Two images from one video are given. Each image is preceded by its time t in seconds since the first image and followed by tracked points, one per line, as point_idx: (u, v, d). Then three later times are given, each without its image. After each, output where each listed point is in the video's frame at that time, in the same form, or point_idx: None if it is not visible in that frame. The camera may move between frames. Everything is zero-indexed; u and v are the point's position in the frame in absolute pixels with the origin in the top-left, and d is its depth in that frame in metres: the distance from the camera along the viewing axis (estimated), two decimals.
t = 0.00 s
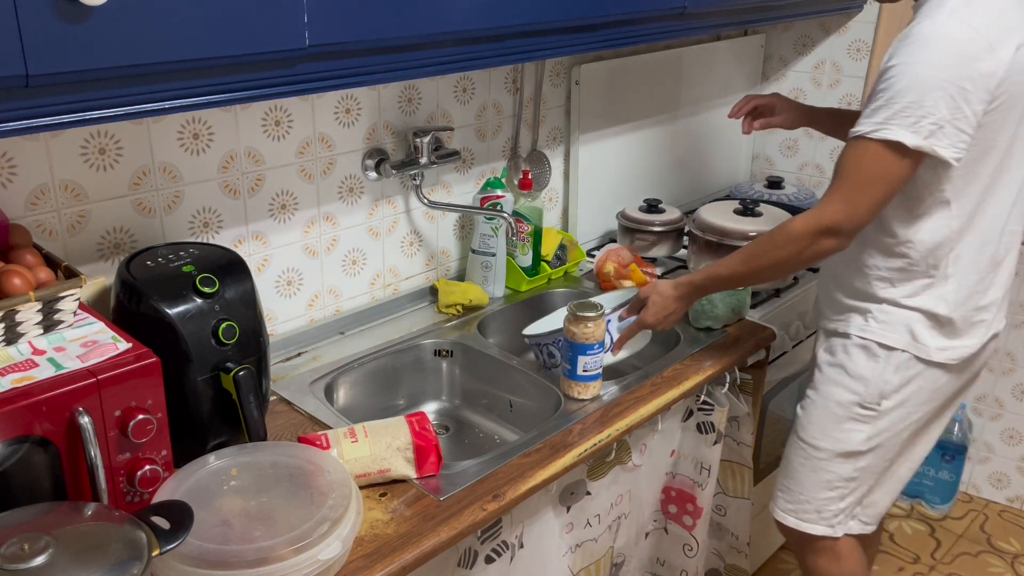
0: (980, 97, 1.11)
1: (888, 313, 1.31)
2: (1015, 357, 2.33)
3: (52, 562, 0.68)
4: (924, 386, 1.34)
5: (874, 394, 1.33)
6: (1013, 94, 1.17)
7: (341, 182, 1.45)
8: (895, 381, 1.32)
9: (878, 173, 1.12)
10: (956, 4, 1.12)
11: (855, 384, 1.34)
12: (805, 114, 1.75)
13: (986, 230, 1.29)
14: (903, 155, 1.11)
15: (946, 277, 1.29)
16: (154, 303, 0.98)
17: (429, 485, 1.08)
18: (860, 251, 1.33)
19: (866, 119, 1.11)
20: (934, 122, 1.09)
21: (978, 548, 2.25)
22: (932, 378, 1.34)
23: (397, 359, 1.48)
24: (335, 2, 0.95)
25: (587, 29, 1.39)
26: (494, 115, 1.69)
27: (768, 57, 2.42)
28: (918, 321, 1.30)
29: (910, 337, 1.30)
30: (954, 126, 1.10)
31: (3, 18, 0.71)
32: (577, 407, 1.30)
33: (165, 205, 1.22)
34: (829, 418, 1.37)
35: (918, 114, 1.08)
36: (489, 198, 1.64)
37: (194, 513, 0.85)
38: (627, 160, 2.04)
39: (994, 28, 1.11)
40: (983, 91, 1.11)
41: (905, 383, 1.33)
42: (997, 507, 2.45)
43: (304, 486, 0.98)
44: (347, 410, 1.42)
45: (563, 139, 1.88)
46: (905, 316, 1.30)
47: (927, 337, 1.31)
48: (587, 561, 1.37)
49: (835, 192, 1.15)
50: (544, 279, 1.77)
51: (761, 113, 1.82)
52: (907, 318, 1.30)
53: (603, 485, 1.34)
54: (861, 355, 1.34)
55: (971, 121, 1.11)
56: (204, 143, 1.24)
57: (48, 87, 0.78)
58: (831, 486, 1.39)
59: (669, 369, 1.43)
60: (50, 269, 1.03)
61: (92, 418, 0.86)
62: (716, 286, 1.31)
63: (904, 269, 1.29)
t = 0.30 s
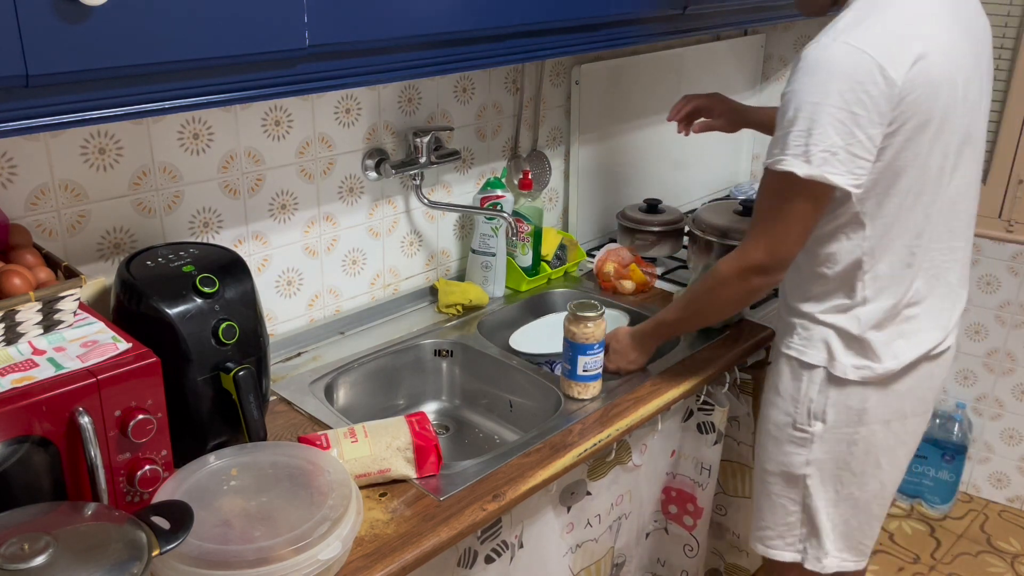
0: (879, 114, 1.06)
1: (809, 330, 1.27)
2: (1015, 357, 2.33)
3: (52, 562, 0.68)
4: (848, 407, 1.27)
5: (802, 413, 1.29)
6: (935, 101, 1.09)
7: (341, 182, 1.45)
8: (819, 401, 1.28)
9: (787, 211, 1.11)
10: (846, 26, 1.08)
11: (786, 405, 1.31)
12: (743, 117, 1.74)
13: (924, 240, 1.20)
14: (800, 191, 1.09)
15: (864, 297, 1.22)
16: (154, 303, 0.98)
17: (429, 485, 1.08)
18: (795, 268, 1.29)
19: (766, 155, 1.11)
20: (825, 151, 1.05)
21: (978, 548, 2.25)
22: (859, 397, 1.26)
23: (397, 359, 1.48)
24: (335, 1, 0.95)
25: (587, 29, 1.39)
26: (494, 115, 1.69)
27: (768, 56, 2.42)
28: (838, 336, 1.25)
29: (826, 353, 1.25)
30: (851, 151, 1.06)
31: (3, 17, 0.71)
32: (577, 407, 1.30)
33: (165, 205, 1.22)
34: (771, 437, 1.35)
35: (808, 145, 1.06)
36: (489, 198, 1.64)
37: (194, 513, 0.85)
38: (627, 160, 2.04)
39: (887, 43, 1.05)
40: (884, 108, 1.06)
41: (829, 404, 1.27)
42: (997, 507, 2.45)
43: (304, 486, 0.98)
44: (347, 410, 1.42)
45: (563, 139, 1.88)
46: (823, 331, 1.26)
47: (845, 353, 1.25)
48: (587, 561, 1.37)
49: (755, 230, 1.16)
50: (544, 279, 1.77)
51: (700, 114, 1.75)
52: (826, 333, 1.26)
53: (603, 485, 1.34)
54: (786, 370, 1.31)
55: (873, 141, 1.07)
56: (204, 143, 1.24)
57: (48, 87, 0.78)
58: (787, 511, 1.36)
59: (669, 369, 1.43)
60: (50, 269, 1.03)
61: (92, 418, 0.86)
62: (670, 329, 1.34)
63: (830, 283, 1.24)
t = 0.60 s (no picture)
0: (826, 129, 1.04)
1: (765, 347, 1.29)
2: (1015, 357, 2.33)
3: (52, 562, 0.68)
4: (848, 408, 1.26)
5: (761, 433, 1.31)
6: (886, 108, 1.06)
7: (342, 182, 1.45)
8: (774, 421, 1.29)
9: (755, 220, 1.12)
10: (785, 38, 1.05)
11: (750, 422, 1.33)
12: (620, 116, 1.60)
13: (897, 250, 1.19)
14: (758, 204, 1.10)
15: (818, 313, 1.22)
16: (154, 303, 0.98)
17: (429, 485, 1.08)
18: (759, 283, 1.29)
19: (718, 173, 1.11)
20: (773, 170, 1.05)
21: (978, 548, 2.25)
22: (814, 417, 1.26)
23: (397, 359, 1.48)
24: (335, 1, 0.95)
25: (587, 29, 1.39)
26: (493, 116, 1.69)
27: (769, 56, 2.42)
28: (792, 355, 1.26)
29: (780, 371, 1.27)
30: (800, 168, 1.05)
31: (3, 17, 0.71)
32: (577, 408, 1.30)
33: (165, 205, 1.22)
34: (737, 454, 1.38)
35: (755, 165, 1.06)
36: (489, 198, 1.64)
37: (194, 513, 0.85)
38: (626, 160, 2.04)
39: (829, 54, 1.02)
40: (831, 121, 1.04)
41: (784, 425, 1.28)
42: (997, 507, 2.45)
43: (304, 486, 0.98)
44: (347, 410, 1.42)
45: (563, 139, 1.88)
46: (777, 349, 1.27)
47: (800, 370, 1.25)
48: (588, 561, 1.37)
49: (716, 248, 1.19)
50: (544, 279, 1.77)
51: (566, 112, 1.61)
52: (780, 350, 1.27)
53: (603, 485, 1.34)
54: (750, 385, 1.33)
55: (823, 156, 1.05)
56: (204, 143, 1.24)
57: (49, 87, 0.77)
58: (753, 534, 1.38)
59: (669, 369, 1.43)
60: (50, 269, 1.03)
61: (92, 418, 0.86)
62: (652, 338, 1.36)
63: (788, 301, 1.25)
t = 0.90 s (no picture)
0: (813, 144, 1.03)
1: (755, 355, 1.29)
2: (1015, 357, 2.33)
3: (52, 562, 0.68)
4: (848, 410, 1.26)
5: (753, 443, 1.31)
6: (875, 115, 1.06)
7: (342, 181, 1.45)
8: (765, 429, 1.29)
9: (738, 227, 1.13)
10: (768, 52, 1.04)
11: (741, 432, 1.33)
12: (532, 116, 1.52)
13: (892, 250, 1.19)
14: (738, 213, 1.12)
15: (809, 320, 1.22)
16: (154, 303, 0.98)
17: (429, 485, 1.08)
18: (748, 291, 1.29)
19: (707, 185, 1.11)
20: (759, 186, 1.06)
21: (978, 548, 2.25)
22: (806, 425, 1.26)
23: (397, 359, 1.48)
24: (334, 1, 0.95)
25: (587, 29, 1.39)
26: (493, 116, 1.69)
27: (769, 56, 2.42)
28: (782, 364, 1.26)
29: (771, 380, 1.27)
30: (788, 184, 1.05)
31: (3, 17, 0.71)
32: (576, 408, 1.30)
33: (165, 205, 1.22)
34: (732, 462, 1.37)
35: (743, 181, 1.06)
36: (489, 198, 1.64)
37: (194, 513, 0.85)
38: (626, 160, 2.04)
39: (813, 70, 1.01)
40: (817, 136, 1.03)
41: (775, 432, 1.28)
42: (997, 507, 2.45)
43: (304, 486, 0.98)
44: (347, 410, 1.42)
45: (563, 139, 1.88)
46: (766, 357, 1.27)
47: (789, 377, 1.25)
48: (588, 561, 1.37)
49: (703, 258, 1.21)
50: (544, 279, 1.77)
51: (481, 128, 1.53)
52: (770, 358, 1.27)
53: (603, 485, 1.34)
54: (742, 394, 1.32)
55: (811, 170, 1.05)
56: (204, 143, 1.24)
57: (49, 86, 0.77)
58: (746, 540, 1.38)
59: (668, 370, 1.43)
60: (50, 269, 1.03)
61: (92, 418, 0.86)
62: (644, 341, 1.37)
63: (778, 310, 1.25)
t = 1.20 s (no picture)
0: (801, 147, 1.04)
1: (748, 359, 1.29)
2: (1015, 357, 2.33)
3: (52, 562, 0.68)
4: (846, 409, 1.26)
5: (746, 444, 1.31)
6: (866, 117, 1.06)
7: (342, 181, 1.45)
8: (759, 431, 1.29)
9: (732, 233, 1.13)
10: (757, 54, 1.04)
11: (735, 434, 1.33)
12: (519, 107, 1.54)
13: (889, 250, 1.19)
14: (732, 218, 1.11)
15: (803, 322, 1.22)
16: (154, 303, 0.98)
17: (429, 485, 1.08)
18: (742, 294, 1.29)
19: (698, 189, 1.12)
20: (747, 190, 1.06)
21: (978, 548, 2.25)
22: (799, 427, 1.26)
23: (397, 359, 1.48)
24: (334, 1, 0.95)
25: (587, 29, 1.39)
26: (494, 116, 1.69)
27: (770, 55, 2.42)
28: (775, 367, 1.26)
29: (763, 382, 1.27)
30: (776, 188, 1.05)
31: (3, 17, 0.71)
32: (576, 408, 1.30)
33: (165, 205, 1.22)
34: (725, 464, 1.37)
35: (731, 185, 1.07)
36: (489, 198, 1.64)
37: (194, 513, 0.85)
38: (626, 160, 2.04)
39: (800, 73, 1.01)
40: (804, 139, 1.03)
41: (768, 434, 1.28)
42: (997, 507, 2.45)
43: (304, 486, 0.98)
44: (347, 410, 1.42)
45: (563, 139, 1.88)
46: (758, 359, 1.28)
47: (783, 379, 1.25)
48: (588, 561, 1.37)
49: (697, 263, 1.21)
50: (544, 279, 1.78)
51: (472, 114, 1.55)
52: (762, 361, 1.27)
53: (603, 485, 1.34)
54: (736, 396, 1.32)
55: (799, 174, 1.05)
56: (204, 143, 1.24)
57: (49, 87, 0.77)
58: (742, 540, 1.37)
59: (668, 370, 1.43)
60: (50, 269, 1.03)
61: (92, 418, 0.86)
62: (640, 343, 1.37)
63: (771, 313, 1.25)
